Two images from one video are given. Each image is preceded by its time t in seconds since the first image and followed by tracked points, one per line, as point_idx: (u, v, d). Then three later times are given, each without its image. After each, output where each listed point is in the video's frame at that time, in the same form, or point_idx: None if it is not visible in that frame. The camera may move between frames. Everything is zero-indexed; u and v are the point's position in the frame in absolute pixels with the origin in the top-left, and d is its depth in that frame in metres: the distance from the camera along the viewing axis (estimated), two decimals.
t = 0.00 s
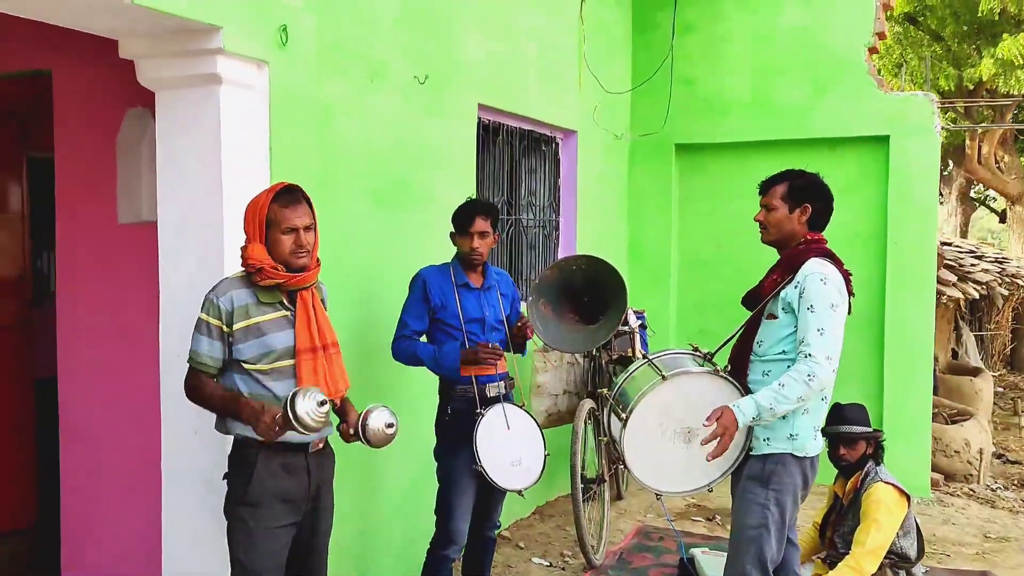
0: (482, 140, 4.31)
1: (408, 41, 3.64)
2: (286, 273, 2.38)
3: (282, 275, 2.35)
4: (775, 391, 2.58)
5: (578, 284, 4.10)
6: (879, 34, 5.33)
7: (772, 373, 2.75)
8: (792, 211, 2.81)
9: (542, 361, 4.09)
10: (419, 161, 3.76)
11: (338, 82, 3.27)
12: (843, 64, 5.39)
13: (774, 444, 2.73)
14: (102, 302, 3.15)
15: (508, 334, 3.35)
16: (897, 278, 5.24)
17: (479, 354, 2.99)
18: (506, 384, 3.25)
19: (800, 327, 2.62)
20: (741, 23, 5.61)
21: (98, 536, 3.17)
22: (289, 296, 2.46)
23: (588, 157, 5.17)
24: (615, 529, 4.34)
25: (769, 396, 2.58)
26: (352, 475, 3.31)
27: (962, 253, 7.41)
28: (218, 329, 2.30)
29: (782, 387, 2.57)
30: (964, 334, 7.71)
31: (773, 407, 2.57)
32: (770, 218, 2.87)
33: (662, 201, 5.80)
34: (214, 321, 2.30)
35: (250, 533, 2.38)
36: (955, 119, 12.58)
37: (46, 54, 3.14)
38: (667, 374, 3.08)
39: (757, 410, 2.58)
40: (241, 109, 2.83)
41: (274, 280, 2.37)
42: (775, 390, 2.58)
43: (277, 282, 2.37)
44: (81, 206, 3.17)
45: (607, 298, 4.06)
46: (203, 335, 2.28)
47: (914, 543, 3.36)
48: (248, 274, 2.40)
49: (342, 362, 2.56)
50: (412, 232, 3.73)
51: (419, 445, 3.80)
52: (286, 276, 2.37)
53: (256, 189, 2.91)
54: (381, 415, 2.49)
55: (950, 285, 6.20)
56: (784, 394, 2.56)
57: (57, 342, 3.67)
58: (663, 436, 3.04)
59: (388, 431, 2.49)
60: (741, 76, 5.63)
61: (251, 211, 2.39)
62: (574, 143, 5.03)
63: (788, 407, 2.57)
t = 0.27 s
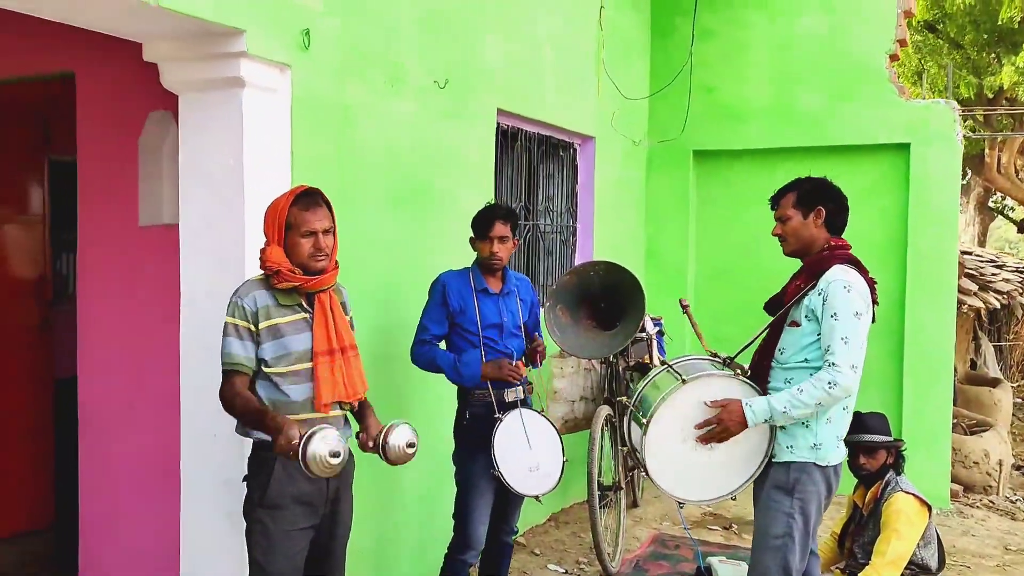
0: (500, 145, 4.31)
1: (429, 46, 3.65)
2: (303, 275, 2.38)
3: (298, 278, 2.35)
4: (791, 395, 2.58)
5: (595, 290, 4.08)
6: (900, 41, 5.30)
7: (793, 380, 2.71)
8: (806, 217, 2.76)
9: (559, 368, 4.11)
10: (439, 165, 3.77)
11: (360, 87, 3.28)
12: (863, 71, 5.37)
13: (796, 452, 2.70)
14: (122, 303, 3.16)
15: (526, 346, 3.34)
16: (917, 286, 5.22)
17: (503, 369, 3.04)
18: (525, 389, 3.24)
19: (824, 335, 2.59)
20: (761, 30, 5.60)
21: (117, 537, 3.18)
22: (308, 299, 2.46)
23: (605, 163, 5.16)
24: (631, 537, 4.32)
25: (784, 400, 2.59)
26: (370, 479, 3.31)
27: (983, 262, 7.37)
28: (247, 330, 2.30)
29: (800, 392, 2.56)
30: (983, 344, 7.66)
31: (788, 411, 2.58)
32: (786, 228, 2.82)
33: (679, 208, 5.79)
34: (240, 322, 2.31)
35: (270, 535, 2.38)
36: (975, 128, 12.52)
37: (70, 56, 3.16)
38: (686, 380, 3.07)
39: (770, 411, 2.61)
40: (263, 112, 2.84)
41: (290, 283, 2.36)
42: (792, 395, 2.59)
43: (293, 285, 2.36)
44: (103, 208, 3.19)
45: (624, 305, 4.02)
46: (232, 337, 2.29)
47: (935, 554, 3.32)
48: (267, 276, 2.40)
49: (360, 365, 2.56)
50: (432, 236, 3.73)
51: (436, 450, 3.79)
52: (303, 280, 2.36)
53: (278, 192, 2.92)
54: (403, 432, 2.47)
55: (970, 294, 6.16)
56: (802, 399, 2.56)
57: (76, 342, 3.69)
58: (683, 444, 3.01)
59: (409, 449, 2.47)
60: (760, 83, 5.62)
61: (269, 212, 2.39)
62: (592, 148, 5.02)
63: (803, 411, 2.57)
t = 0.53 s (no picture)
0: (521, 153, 4.32)
1: (450, 55, 3.67)
2: (327, 283, 2.40)
3: (323, 286, 2.37)
4: (825, 410, 2.53)
5: (615, 299, 4.07)
6: (924, 51, 5.27)
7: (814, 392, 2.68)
8: (825, 228, 2.74)
9: (577, 377, 4.10)
10: (460, 174, 3.78)
11: (381, 96, 3.30)
12: (887, 81, 5.33)
13: (816, 463, 2.67)
14: (146, 309, 3.19)
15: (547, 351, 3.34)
16: (942, 298, 5.17)
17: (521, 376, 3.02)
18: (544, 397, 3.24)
19: (847, 345, 2.57)
20: (783, 39, 5.58)
21: (139, 541, 3.20)
22: (330, 307, 2.46)
23: (626, 173, 5.16)
24: (649, 547, 4.29)
25: (818, 416, 2.54)
26: (389, 486, 3.31)
27: (1008, 273, 7.29)
28: (261, 340, 2.32)
29: (833, 406, 2.52)
30: (1008, 356, 7.57)
31: (823, 427, 2.53)
32: (804, 239, 2.80)
33: (700, 217, 5.77)
34: (256, 333, 2.33)
35: (290, 540, 2.39)
36: (999, 139, 12.40)
37: (97, 65, 3.20)
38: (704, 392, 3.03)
39: (806, 430, 2.55)
40: (286, 120, 2.87)
41: (314, 291, 2.38)
42: (825, 410, 2.54)
43: (318, 294, 2.38)
44: (128, 215, 3.23)
45: (644, 314, 4.01)
46: (247, 346, 2.32)
47: (959, 569, 3.28)
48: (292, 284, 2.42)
49: (380, 372, 2.56)
50: (453, 244, 3.74)
51: (455, 458, 3.79)
52: (328, 288, 2.38)
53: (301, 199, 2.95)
54: (413, 408, 2.53)
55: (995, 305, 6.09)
56: (836, 413, 2.52)
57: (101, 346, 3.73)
58: (701, 455, 2.99)
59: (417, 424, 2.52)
60: (782, 93, 5.59)
61: (293, 221, 2.41)
62: (613, 157, 5.02)
63: (839, 425, 2.52)
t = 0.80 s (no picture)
0: (543, 161, 4.33)
1: (474, 63, 3.69)
2: (347, 288, 2.41)
3: (344, 291, 2.38)
4: (831, 412, 2.55)
5: (638, 307, 4.05)
6: (952, 59, 5.24)
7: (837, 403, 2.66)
8: (842, 236, 2.73)
9: (599, 385, 4.03)
10: (483, 181, 3.80)
11: (405, 104, 3.32)
12: (914, 89, 5.29)
13: (840, 474, 2.65)
14: (172, 314, 3.24)
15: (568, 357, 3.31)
16: (969, 309, 5.11)
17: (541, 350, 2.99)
18: (565, 404, 3.24)
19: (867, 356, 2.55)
20: (809, 47, 5.55)
21: (163, 544, 3.24)
22: (351, 312, 2.49)
23: (649, 181, 5.15)
24: (670, 557, 4.27)
25: (824, 418, 2.56)
26: (409, 493, 3.32)
27: None
28: (281, 344, 2.34)
29: (840, 411, 2.53)
30: None
31: (828, 428, 2.55)
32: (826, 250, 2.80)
33: (724, 226, 5.75)
34: (276, 336, 2.35)
35: (311, 546, 2.41)
36: None
37: (126, 74, 3.25)
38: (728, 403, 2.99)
39: (810, 428, 2.58)
40: (311, 128, 2.90)
41: (335, 296, 2.39)
42: (832, 413, 2.56)
43: (339, 298, 2.40)
44: (154, 221, 3.27)
45: (667, 323, 3.99)
46: (268, 350, 2.34)
47: None
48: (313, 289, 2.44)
49: (402, 378, 2.57)
50: (476, 252, 3.76)
51: (476, 465, 3.79)
52: (349, 293, 2.39)
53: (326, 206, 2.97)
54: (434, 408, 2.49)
55: None
56: (842, 418, 2.53)
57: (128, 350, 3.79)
58: (724, 466, 2.95)
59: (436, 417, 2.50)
60: (808, 101, 5.56)
61: (314, 228, 2.43)
62: (636, 165, 5.02)
63: (844, 429, 2.54)
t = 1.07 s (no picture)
0: (565, 162, 4.32)
1: (495, 64, 3.69)
2: (366, 286, 2.42)
3: (363, 289, 2.39)
4: (863, 416, 2.49)
5: (658, 309, 4.02)
6: (980, 59, 5.18)
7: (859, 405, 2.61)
8: (853, 241, 2.72)
9: (619, 388, 4.06)
10: (504, 183, 3.80)
11: (425, 105, 3.33)
12: (941, 90, 5.22)
13: (860, 479, 2.60)
14: (194, 314, 3.27)
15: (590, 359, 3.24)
16: (998, 312, 5.04)
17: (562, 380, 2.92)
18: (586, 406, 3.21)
19: (891, 356, 2.50)
20: (834, 48, 5.49)
21: (183, 541, 3.27)
22: (370, 313, 2.50)
23: (672, 182, 5.13)
24: (691, 561, 4.24)
25: (856, 421, 2.50)
26: (427, 493, 3.32)
27: None
28: (302, 342, 2.35)
29: (871, 413, 2.48)
30: None
31: (860, 433, 2.49)
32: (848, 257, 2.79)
33: (748, 228, 5.70)
34: (296, 334, 2.36)
35: (326, 543, 2.42)
36: None
37: (150, 77, 3.29)
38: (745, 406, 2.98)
39: (841, 432, 2.52)
40: (330, 128, 2.92)
41: (354, 294, 2.40)
42: (863, 416, 2.50)
43: (358, 297, 2.41)
44: (177, 222, 3.30)
45: (687, 325, 3.95)
46: (288, 349, 2.34)
47: None
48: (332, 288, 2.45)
49: (419, 377, 2.57)
50: (496, 253, 3.75)
51: (495, 466, 3.78)
52: (368, 290, 2.40)
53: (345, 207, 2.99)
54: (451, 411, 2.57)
55: None
56: (874, 421, 2.47)
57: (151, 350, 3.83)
58: (743, 468, 2.94)
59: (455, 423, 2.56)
60: (833, 102, 5.50)
61: (332, 228, 2.44)
62: (658, 167, 4.99)
63: (876, 433, 2.47)
